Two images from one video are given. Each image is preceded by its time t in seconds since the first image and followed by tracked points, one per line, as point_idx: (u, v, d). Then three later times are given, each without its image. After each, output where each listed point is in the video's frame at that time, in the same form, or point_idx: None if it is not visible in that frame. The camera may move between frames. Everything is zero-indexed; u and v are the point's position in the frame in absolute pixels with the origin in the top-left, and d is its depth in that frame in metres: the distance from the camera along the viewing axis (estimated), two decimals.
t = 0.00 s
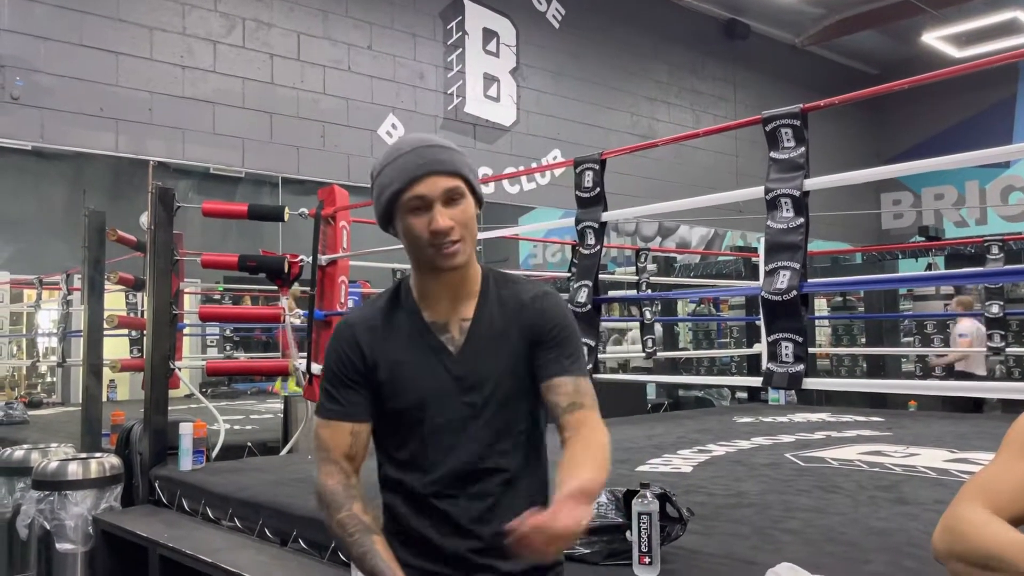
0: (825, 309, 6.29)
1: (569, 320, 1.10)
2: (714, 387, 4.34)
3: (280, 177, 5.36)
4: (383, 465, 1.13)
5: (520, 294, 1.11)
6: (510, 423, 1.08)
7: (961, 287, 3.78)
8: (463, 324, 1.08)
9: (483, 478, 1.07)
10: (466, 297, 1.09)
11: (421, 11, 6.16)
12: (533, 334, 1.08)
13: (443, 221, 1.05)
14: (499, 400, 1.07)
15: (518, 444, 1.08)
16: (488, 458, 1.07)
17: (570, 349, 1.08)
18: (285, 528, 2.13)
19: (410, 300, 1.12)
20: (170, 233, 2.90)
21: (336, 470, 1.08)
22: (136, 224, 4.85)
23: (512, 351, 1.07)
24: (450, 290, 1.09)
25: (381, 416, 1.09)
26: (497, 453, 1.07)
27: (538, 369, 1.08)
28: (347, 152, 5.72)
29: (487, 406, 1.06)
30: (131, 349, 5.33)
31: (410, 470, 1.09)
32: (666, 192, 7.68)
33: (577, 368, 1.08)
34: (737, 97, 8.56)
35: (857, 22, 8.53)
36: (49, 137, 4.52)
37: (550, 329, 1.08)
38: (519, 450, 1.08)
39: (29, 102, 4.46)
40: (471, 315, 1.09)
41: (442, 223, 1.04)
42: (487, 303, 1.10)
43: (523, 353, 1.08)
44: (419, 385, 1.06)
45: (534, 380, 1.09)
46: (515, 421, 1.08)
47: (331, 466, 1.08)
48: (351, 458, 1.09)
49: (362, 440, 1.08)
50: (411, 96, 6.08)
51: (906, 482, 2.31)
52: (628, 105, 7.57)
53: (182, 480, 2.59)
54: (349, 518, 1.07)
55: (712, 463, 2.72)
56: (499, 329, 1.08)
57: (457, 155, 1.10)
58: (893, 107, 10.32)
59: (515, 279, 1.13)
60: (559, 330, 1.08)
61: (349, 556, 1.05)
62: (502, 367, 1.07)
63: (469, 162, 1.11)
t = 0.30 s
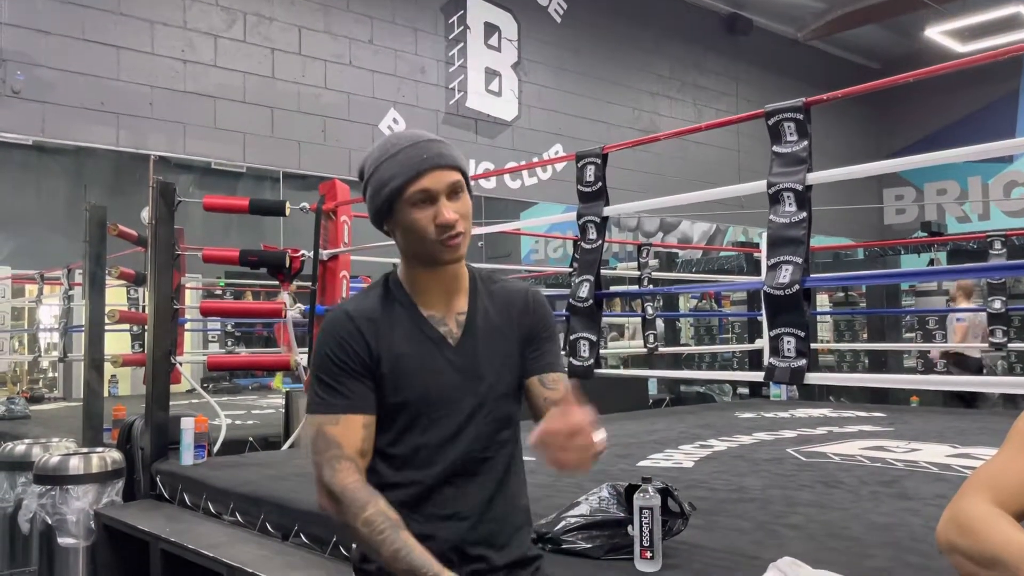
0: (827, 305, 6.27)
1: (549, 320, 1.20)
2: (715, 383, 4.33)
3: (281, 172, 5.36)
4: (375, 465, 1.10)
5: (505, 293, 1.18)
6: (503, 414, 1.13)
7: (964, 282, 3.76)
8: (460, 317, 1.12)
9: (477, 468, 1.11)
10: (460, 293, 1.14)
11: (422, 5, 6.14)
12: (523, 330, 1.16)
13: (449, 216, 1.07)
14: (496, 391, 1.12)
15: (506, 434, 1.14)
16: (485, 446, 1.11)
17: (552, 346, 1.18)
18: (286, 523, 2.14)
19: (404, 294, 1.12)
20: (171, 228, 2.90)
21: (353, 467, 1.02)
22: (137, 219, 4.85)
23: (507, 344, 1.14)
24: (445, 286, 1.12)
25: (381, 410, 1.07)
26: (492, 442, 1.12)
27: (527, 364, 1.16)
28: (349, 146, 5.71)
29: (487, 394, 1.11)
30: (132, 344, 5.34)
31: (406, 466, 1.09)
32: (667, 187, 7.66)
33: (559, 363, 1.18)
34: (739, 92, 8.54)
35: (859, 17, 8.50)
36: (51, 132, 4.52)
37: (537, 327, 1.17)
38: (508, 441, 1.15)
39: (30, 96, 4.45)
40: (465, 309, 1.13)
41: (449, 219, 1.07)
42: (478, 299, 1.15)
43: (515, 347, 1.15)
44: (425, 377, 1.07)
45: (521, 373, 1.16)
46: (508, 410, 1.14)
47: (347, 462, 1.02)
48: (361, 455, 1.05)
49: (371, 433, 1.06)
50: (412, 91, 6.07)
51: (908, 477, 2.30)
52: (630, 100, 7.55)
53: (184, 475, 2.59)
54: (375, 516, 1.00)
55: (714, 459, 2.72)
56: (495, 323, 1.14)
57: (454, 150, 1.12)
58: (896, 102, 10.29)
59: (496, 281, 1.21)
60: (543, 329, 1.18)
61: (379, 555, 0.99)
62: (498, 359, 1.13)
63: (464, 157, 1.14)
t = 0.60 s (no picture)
0: (827, 300, 6.27)
1: (551, 327, 1.21)
2: (716, 379, 4.33)
3: (281, 167, 5.35)
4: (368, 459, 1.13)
5: (507, 295, 1.20)
6: (496, 416, 1.14)
7: (964, 278, 3.76)
8: (458, 314, 1.14)
9: (470, 468, 1.11)
10: (458, 291, 1.16)
11: None
12: (522, 333, 1.17)
13: (448, 211, 1.10)
14: (489, 392, 1.13)
15: (501, 436, 1.15)
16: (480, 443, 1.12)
17: (552, 354, 1.19)
18: (285, 518, 2.14)
19: (402, 288, 1.15)
20: (171, 223, 2.90)
21: (348, 457, 1.06)
22: (137, 214, 4.85)
23: (504, 347, 1.15)
24: (443, 283, 1.14)
25: (374, 402, 1.10)
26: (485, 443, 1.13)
27: (523, 369, 1.17)
28: (348, 141, 5.70)
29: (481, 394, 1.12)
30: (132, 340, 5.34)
31: (399, 460, 1.11)
32: (667, 182, 7.66)
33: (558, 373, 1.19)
34: (739, 87, 8.53)
35: (860, 12, 8.48)
36: (50, 127, 4.52)
37: (537, 333, 1.18)
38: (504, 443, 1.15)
39: (30, 90, 4.45)
40: (462, 308, 1.15)
41: (448, 214, 1.09)
42: (478, 299, 1.17)
43: (512, 350, 1.16)
44: (417, 371, 1.10)
45: (519, 379, 1.17)
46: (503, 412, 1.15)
47: (341, 452, 1.06)
48: (356, 446, 1.08)
49: (366, 424, 1.09)
50: (412, 86, 6.06)
51: (907, 473, 2.30)
52: (630, 95, 7.54)
53: (184, 470, 2.60)
54: (368, 508, 1.03)
55: (714, 454, 2.72)
56: (493, 324, 1.15)
57: (457, 148, 1.15)
58: (897, 98, 10.27)
59: (500, 282, 1.22)
60: (545, 336, 1.19)
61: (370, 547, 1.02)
62: (494, 360, 1.14)
63: (466, 154, 1.16)
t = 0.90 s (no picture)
0: (826, 297, 6.27)
1: (570, 321, 1.16)
2: (715, 375, 4.33)
3: (280, 164, 5.35)
4: (380, 448, 1.18)
5: (525, 288, 1.18)
6: (503, 412, 1.13)
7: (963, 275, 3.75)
8: (466, 308, 1.15)
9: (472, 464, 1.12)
10: (471, 283, 1.16)
11: None
12: (533, 327, 1.15)
13: (455, 204, 1.12)
14: (494, 388, 1.13)
15: (510, 435, 1.13)
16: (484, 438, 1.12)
17: (567, 349, 1.14)
18: (284, 514, 2.14)
19: (418, 282, 1.19)
20: (170, 219, 2.90)
21: (351, 441, 1.13)
22: (136, 210, 4.84)
23: (511, 342, 1.14)
24: (454, 277, 1.16)
25: (382, 393, 1.15)
26: (488, 438, 1.12)
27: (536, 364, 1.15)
28: (347, 138, 5.69)
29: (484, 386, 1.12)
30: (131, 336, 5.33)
31: (404, 452, 1.15)
32: (667, 179, 7.65)
33: (576, 369, 1.14)
34: (739, 83, 8.52)
35: (860, 9, 8.47)
36: (48, 123, 4.51)
37: (550, 327, 1.15)
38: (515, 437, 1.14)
39: (27, 87, 4.44)
40: (473, 302, 1.16)
41: (454, 206, 1.12)
42: (490, 293, 1.16)
43: (521, 345, 1.14)
44: (417, 364, 1.13)
45: (532, 373, 1.15)
46: (513, 405, 1.14)
47: (345, 435, 1.13)
48: (362, 432, 1.14)
49: (375, 410, 1.15)
50: (411, 82, 6.05)
51: (905, 469, 2.30)
52: (629, 91, 7.53)
53: (183, 466, 2.60)
54: (357, 488, 1.11)
55: (712, 451, 2.72)
56: (499, 318, 1.14)
57: (473, 143, 1.17)
58: (896, 93, 10.26)
59: (522, 275, 1.20)
60: (559, 329, 1.15)
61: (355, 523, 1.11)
62: (498, 356, 1.13)
63: (484, 151, 1.18)
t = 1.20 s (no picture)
0: (825, 294, 6.27)
1: (604, 325, 1.15)
2: (713, 372, 4.34)
3: (278, 161, 5.34)
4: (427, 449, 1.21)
5: (560, 290, 1.17)
6: (534, 414, 1.16)
7: (960, 271, 3.75)
8: (499, 310, 1.16)
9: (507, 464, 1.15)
10: (507, 284, 1.17)
11: None
12: (566, 331, 1.14)
13: (467, 212, 1.10)
14: (528, 390, 1.15)
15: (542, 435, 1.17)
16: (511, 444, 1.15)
17: (596, 356, 1.14)
18: (282, 511, 2.14)
19: (456, 278, 1.20)
20: (167, 217, 2.89)
21: (404, 443, 1.15)
22: (134, 207, 4.84)
23: (544, 345, 1.14)
24: (486, 278, 1.16)
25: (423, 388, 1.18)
26: (521, 441, 1.15)
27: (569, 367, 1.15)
28: (345, 135, 5.69)
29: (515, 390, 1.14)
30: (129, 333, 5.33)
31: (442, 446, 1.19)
32: (665, 176, 7.66)
33: (605, 376, 1.14)
34: (737, 81, 8.52)
35: (858, 6, 8.47)
36: (46, 120, 4.50)
37: (583, 332, 1.14)
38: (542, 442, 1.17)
39: (25, 83, 4.43)
40: (509, 301, 1.16)
41: (468, 215, 1.10)
42: (527, 292, 1.17)
43: (554, 348, 1.15)
44: (456, 364, 1.15)
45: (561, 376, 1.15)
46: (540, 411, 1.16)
47: (399, 436, 1.15)
48: (413, 431, 1.16)
49: (424, 409, 1.18)
50: (410, 79, 6.05)
51: (902, 466, 2.31)
52: (628, 88, 7.53)
53: (181, 463, 2.60)
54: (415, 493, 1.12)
55: (710, 447, 2.73)
56: (533, 321, 1.14)
57: (498, 145, 1.12)
58: (895, 91, 10.26)
59: (559, 274, 1.19)
60: (594, 334, 1.14)
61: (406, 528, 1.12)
62: (532, 359, 1.14)
63: (511, 152, 1.13)
